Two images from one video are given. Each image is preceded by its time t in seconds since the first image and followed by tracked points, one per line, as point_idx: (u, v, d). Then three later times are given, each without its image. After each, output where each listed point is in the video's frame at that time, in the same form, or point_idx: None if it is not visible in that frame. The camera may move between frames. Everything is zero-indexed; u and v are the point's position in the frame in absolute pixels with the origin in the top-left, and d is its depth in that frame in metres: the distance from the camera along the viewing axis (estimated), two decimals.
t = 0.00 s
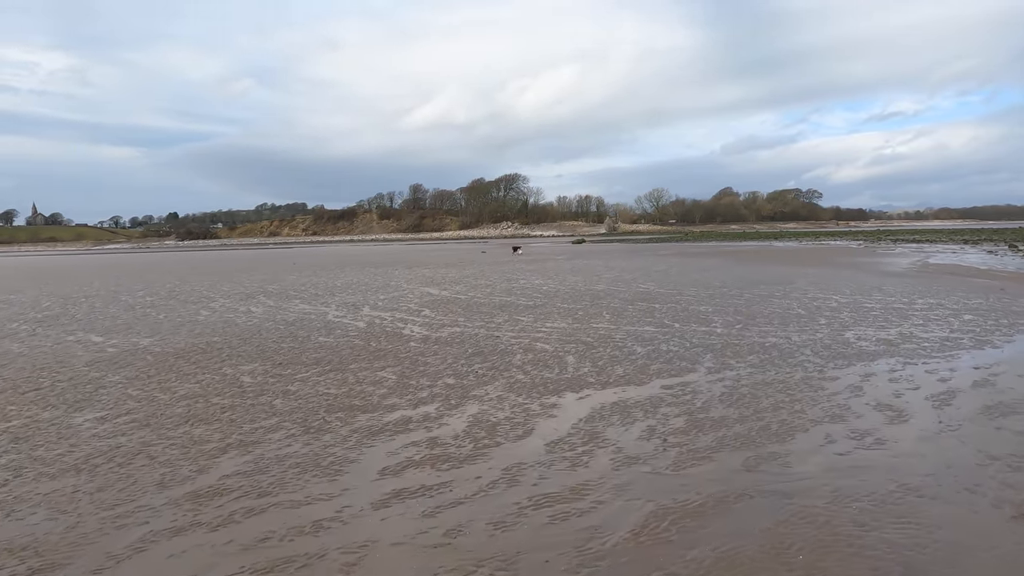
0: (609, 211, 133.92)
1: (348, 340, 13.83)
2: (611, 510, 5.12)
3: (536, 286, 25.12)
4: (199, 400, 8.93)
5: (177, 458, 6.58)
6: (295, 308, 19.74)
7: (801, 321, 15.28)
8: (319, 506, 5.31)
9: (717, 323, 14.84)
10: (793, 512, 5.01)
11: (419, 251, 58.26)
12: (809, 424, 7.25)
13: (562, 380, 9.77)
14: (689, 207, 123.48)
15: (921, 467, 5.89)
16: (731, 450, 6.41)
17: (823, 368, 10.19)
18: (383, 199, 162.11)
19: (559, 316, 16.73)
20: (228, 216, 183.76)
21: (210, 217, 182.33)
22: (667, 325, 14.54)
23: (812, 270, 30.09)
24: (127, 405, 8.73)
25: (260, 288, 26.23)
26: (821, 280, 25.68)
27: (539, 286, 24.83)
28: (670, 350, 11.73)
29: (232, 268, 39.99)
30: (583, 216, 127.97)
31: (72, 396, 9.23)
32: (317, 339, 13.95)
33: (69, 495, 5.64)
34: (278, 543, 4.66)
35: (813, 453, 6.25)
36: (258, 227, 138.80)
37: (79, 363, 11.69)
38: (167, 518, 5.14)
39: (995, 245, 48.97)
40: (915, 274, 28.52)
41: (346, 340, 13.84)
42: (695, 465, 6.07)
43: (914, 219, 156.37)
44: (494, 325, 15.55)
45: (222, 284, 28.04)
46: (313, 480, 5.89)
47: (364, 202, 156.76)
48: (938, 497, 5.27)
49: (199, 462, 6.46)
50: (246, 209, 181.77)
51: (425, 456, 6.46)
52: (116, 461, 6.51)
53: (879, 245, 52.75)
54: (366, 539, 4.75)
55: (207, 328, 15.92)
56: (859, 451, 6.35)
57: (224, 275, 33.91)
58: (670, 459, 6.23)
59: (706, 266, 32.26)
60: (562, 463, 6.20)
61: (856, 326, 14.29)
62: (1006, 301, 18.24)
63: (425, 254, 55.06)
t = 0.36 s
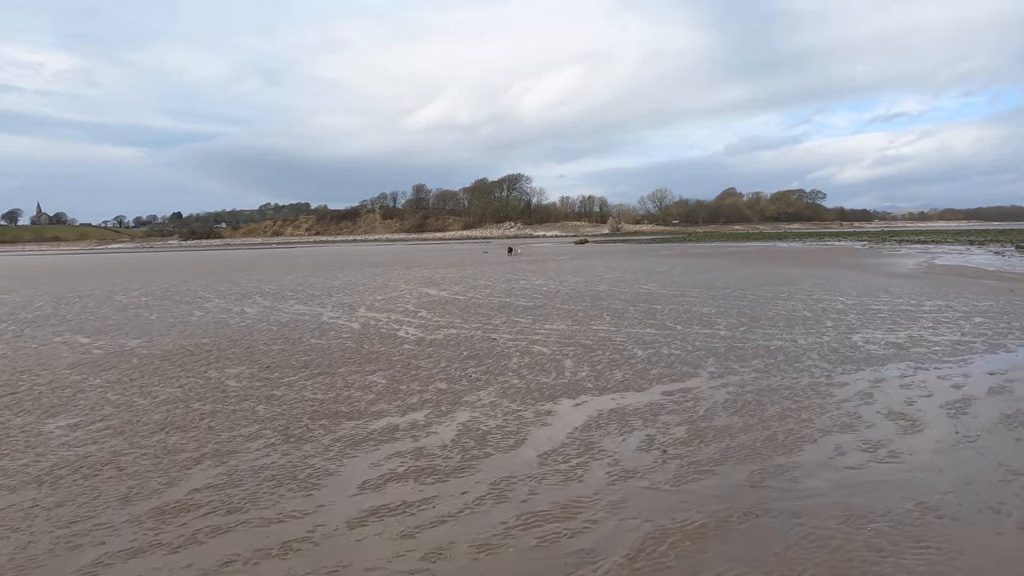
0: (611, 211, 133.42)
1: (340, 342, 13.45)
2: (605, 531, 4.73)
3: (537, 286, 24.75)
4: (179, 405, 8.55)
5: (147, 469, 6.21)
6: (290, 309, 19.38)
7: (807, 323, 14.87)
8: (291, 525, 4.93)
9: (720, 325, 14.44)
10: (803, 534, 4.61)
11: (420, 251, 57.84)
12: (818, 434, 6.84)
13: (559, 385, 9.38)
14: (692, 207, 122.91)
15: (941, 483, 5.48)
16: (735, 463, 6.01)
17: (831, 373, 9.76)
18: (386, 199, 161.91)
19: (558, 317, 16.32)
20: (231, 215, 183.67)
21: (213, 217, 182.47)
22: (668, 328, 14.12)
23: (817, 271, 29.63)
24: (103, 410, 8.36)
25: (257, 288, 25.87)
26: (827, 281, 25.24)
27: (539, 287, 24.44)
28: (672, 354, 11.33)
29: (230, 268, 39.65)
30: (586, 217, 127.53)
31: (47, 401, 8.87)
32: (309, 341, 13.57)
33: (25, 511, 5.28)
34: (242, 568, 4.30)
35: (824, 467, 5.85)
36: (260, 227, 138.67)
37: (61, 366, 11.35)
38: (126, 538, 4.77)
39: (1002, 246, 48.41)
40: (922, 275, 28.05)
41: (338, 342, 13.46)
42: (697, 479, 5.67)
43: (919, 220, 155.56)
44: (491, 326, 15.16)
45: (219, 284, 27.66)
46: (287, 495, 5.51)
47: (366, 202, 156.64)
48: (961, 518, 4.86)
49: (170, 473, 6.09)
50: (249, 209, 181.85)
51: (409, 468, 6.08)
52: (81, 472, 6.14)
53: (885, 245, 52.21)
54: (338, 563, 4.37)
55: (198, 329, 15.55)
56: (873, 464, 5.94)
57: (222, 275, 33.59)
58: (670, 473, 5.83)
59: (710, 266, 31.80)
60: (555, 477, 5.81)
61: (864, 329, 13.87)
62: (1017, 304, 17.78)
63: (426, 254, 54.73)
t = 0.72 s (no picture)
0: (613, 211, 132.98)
1: (330, 345, 13.07)
2: (595, 558, 4.35)
3: (535, 287, 24.37)
4: (155, 413, 8.17)
5: (110, 485, 5.82)
6: (283, 310, 19.02)
7: (810, 326, 14.46)
8: (256, 551, 4.55)
9: (721, 328, 14.03)
10: (810, 565, 4.22)
11: (420, 251, 57.54)
12: (825, 448, 6.44)
13: (552, 392, 8.97)
14: (694, 207, 122.42)
15: (959, 504, 5.08)
16: (737, 481, 5.60)
17: (837, 380, 9.34)
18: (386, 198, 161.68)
19: (555, 320, 15.93)
20: (232, 215, 183.48)
21: (214, 216, 182.51)
22: (668, 331, 13.71)
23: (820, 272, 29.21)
24: (75, 419, 7.99)
25: (252, 288, 25.54)
26: (830, 282, 24.81)
27: (537, 288, 24.06)
28: (671, 359, 10.93)
29: (227, 268, 39.35)
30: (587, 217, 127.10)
31: (18, 408, 8.50)
32: (298, 344, 13.21)
33: None
34: None
35: (832, 486, 5.44)
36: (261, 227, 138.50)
37: (40, 370, 10.99)
38: (74, 565, 4.40)
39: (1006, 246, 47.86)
40: (927, 276, 27.61)
41: (328, 345, 13.08)
42: (696, 499, 5.27)
43: (922, 220, 154.74)
44: (487, 329, 14.78)
45: (214, 285, 27.33)
46: (255, 516, 5.12)
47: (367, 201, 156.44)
48: (983, 545, 4.46)
49: (134, 489, 5.72)
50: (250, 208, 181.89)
51: (388, 484, 5.69)
52: (39, 488, 5.77)
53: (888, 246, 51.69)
54: None
55: (186, 331, 15.20)
56: (886, 482, 5.53)
57: (218, 275, 33.28)
58: (667, 491, 5.43)
59: (711, 267, 31.37)
60: (543, 495, 5.42)
61: (870, 333, 13.45)
62: None
63: (426, 254, 54.41)
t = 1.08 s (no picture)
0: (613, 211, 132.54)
1: (320, 347, 12.66)
2: None
3: (533, 287, 23.96)
4: (129, 421, 7.76)
5: (70, 501, 5.42)
6: (276, 311, 18.62)
7: (816, 327, 14.03)
8: None
9: (724, 330, 13.60)
10: None
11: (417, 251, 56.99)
12: (839, 460, 6.02)
13: (549, 398, 8.56)
14: (695, 207, 121.93)
15: (988, 525, 4.67)
16: (745, 498, 5.19)
17: (846, 385, 8.91)
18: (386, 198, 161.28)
19: (554, 321, 15.50)
20: (232, 215, 183.39)
21: (214, 216, 182.16)
22: (669, 333, 13.29)
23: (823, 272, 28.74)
24: (45, 427, 7.58)
25: (246, 289, 25.14)
26: (834, 282, 24.36)
27: (536, 288, 23.64)
28: (673, 362, 10.51)
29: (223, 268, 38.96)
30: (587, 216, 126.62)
31: None
32: (288, 347, 12.80)
33: None
34: None
35: (848, 504, 5.03)
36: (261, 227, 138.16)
37: (17, 374, 10.59)
38: None
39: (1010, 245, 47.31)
40: (932, 276, 27.13)
41: (318, 348, 12.67)
42: (701, 518, 4.86)
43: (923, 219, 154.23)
44: (482, 330, 14.36)
45: (208, 285, 26.93)
46: (222, 537, 4.71)
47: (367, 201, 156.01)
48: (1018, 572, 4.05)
49: (96, 506, 5.31)
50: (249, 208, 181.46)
51: (369, 501, 5.28)
52: None
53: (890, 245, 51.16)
54: None
55: (174, 333, 14.80)
56: (906, 499, 5.12)
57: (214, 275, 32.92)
58: (670, 509, 5.02)
59: (713, 266, 30.92)
60: (536, 513, 5.01)
61: (878, 334, 13.01)
62: None
63: (425, 254, 53.98)
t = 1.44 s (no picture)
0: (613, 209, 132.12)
1: (310, 350, 12.28)
2: None
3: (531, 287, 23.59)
4: (102, 431, 7.38)
5: (27, 522, 5.04)
6: (269, 312, 18.23)
7: (820, 329, 13.65)
8: None
9: (725, 332, 13.22)
10: None
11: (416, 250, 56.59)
12: (851, 475, 5.64)
13: (543, 406, 8.17)
14: (694, 206, 121.48)
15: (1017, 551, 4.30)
16: (752, 519, 4.82)
17: (855, 391, 8.53)
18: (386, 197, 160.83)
19: (551, 322, 15.12)
20: (232, 214, 183.09)
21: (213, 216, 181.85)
22: (670, 335, 12.91)
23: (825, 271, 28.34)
24: (12, 437, 7.20)
25: (240, 289, 24.75)
26: (836, 282, 23.96)
27: (534, 288, 23.26)
28: (673, 366, 10.13)
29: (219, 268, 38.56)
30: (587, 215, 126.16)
31: None
32: (277, 349, 12.43)
33: None
34: None
35: (864, 526, 4.66)
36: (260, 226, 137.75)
37: None
38: None
39: (1013, 245, 46.82)
40: (936, 276, 26.69)
41: (308, 350, 12.28)
42: (705, 543, 4.49)
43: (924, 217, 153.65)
44: (477, 332, 13.99)
45: (202, 285, 26.56)
46: (184, 564, 4.34)
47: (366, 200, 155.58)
48: None
49: (52, 528, 4.92)
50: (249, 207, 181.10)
51: (347, 522, 4.90)
52: None
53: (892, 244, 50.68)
54: None
55: (161, 335, 14.42)
56: (926, 521, 4.74)
57: (209, 275, 32.56)
58: (671, 532, 4.64)
59: (714, 265, 30.53)
60: (525, 537, 4.63)
61: (884, 337, 12.63)
62: None
63: (423, 253, 53.56)
